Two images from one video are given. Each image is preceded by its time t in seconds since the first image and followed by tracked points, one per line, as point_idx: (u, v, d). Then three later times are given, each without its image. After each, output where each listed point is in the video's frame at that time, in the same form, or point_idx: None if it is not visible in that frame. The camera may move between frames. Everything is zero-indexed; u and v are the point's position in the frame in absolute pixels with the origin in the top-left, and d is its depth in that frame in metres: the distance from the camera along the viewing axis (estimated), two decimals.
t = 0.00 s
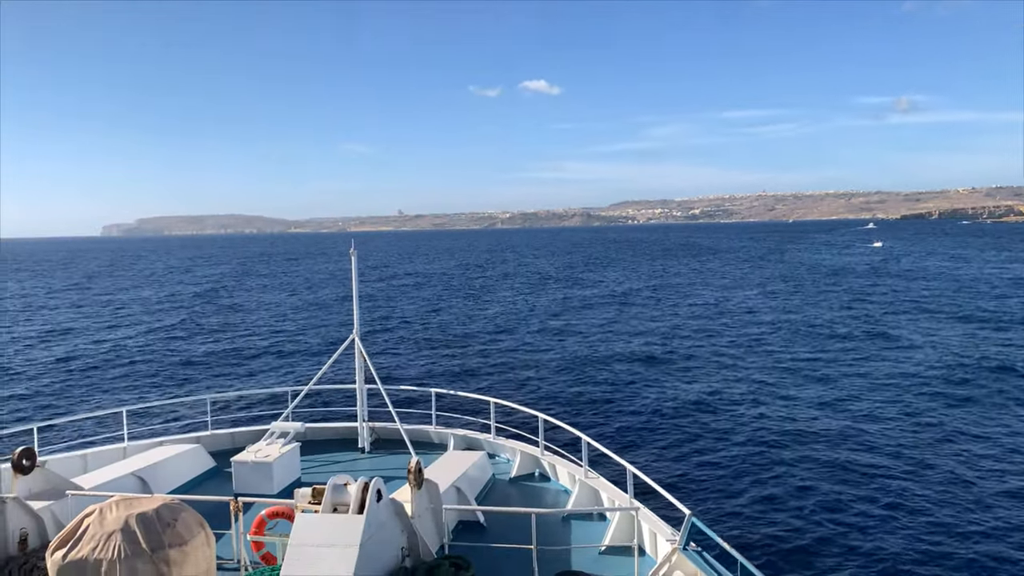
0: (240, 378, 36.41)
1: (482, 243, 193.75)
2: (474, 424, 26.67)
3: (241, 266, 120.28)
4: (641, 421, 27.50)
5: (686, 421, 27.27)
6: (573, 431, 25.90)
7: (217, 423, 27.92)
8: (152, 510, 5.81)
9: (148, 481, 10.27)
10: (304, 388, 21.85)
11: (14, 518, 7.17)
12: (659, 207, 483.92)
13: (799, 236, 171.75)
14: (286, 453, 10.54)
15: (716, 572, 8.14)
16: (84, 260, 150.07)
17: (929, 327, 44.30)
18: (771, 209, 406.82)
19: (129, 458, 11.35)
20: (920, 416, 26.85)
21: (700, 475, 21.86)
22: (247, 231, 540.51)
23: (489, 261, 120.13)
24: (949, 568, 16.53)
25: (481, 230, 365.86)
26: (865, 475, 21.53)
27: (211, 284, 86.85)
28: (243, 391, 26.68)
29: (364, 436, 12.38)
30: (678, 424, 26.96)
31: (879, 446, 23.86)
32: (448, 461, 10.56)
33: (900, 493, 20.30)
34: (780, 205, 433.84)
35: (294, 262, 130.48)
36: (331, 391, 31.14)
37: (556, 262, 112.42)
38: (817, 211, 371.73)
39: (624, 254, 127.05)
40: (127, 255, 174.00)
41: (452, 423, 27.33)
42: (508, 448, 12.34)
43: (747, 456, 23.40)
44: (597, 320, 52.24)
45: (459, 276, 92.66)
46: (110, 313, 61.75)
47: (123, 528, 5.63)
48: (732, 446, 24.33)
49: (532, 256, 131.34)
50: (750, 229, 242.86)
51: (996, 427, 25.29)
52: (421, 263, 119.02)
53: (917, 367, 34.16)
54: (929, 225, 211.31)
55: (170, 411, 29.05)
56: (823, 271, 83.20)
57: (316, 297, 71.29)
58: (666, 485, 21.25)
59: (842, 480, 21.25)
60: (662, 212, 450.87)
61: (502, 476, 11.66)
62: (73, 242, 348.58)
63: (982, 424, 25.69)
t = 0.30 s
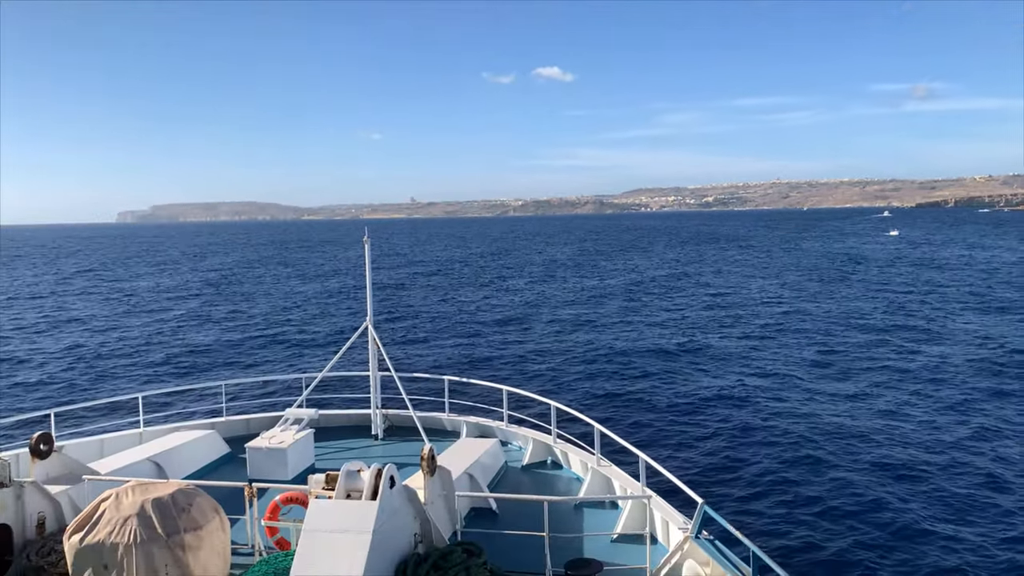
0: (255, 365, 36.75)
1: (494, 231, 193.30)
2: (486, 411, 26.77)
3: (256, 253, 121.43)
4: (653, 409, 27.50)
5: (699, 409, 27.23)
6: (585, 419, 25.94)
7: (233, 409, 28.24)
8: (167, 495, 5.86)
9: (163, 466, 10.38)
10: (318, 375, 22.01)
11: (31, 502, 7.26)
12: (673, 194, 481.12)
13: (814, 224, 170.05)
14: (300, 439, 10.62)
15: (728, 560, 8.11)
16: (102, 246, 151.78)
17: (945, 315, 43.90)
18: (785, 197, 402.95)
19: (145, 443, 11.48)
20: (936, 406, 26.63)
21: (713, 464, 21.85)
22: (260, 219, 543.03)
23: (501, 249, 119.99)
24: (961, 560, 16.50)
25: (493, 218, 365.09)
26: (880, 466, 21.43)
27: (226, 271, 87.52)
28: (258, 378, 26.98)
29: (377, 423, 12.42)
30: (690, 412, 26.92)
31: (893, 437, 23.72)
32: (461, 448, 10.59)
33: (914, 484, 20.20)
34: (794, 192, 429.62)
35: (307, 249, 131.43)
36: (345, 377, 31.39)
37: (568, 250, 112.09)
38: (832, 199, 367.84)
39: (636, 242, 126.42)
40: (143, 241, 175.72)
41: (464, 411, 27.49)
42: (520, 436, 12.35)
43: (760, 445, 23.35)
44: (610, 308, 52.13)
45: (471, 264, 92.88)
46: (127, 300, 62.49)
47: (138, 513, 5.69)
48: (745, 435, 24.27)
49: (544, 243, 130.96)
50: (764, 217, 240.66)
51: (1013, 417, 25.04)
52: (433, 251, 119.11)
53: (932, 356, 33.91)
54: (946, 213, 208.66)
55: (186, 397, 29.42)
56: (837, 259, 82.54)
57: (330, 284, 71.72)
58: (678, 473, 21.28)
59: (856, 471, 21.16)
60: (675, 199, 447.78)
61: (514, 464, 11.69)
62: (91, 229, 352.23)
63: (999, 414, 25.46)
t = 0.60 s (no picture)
0: (264, 355, 36.90)
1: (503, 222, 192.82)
2: (495, 403, 26.82)
3: (266, 243, 122.03)
4: (662, 402, 27.48)
5: (708, 402, 27.20)
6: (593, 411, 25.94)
7: (243, 399, 28.41)
8: (177, 484, 5.90)
9: (174, 455, 10.46)
10: (328, 364, 22.11)
11: (43, 489, 7.33)
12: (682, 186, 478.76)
13: (825, 216, 168.71)
14: (310, 429, 10.67)
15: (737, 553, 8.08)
16: (114, 235, 152.91)
17: (957, 309, 43.56)
18: (795, 189, 399.99)
19: (156, 432, 11.56)
20: (947, 401, 26.50)
21: (721, 457, 21.85)
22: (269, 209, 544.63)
23: (510, 240, 119.65)
24: (971, 559, 16.43)
25: (503, 209, 365.04)
26: (889, 461, 21.38)
27: (235, 262, 87.76)
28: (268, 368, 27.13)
29: (387, 413, 12.44)
30: (699, 406, 26.88)
31: (904, 432, 23.62)
32: (470, 439, 10.61)
33: (924, 481, 20.10)
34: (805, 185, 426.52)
35: (317, 239, 131.86)
36: (354, 367, 31.52)
37: (577, 242, 111.67)
38: (843, 191, 364.81)
39: (646, 234, 125.71)
40: (154, 231, 176.78)
41: (473, 402, 27.56)
42: (529, 427, 12.36)
43: (769, 440, 23.28)
44: (618, 300, 51.97)
45: (480, 255, 92.86)
46: (139, 289, 63.01)
47: (149, 501, 5.72)
48: (754, 429, 24.24)
49: (552, 234, 130.50)
50: (774, 209, 239.03)
51: None
52: (441, 242, 118.95)
53: (944, 351, 33.69)
54: (959, 207, 206.74)
55: (197, 387, 29.67)
56: (849, 252, 81.99)
57: (339, 275, 71.95)
58: (687, 466, 21.30)
59: (865, 465, 21.11)
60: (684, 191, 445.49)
61: (523, 455, 11.71)
62: (103, 219, 354.81)
63: (1011, 410, 25.25)
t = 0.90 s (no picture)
0: (269, 348, 36.99)
1: (507, 217, 192.64)
2: (499, 397, 26.81)
3: (270, 238, 122.11)
4: (666, 397, 27.48)
5: (713, 397, 27.15)
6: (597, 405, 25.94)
7: (248, 392, 28.52)
8: (182, 476, 5.92)
9: (178, 448, 10.48)
10: (332, 358, 22.12)
11: (50, 481, 7.37)
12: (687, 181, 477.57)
13: (831, 212, 167.95)
14: (314, 423, 10.69)
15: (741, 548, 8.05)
16: (118, 230, 153.28)
17: (963, 305, 43.37)
18: (801, 186, 398.45)
19: (161, 425, 11.61)
20: (953, 397, 26.40)
21: (726, 451, 21.84)
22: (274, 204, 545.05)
23: (514, 235, 119.48)
24: (977, 552, 16.39)
25: (507, 204, 364.36)
26: (895, 456, 21.34)
27: (241, 256, 87.94)
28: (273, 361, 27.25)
29: (391, 407, 12.44)
30: (704, 400, 26.87)
31: (909, 427, 23.57)
32: (474, 433, 10.61)
33: (929, 476, 20.05)
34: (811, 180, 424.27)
35: (320, 234, 131.96)
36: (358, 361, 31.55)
37: (582, 237, 111.39)
38: (849, 187, 363.05)
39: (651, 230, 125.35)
40: (160, 225, 177.19)
41: (478, 396, 27.59)
42: (534, 422, 12.36)
43: (774, 435, 23.21)
44: (623, 296, 51.90)
45: (485, 250, 92.75)
46: (143, 283, 63.17)
47: (154, 494, 5.74)
48: (759, 424, 24.20)
49: (556, 230, 130.26)
50: (778, 205, 238.13)
51: None
52: (445, 237, 118.81)
53: (949, 347, 33.56)
54: (965, 203, 205.66)
55: (202, 381, 29.75)
56: (853, 248, 81.69)
57: (343, 270, 71.99)
58: (691, 460, 21.32)
59: (871, 461, 21.06)
60: (689, 187, 444.44)
61: (527, 450, 11.72)
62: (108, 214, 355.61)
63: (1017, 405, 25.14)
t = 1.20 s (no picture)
0: (269, 345, 36.96)
1: (506, 216, 192.37)
2: (499, 394, 26.79)
3: (270, 234, 122.07)
4: (665, 394, 27.51)
5: (713, 394, 27.17)
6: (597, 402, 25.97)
7: (248, 388, 28.50)
8: (182, 473, 5.92)
9: (178, 444, 10.50)
10: (332, 355, 22.07)
11: (49, 477, 7.38)
12: (686, 179, 477.04)
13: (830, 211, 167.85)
14: (314, 419, 10.69)
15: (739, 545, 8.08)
16: (116, 228, 153.07)
17: (962, 303, 43.44)
18: (800, 184, 398.36)
19: (161, 421, 11.62)
20: (953, 395, 26.44)
21: (726, 448, 21.88)
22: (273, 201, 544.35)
23: (513, 233, 119.30)
24: (977, 547, 16.40)
25: (507, 202, 363.78)
26: (894, 453, 21.37)
27: (239, 253, 87.75)
28: (273, 358, 27.22)
29: (391, 404, 12.44)
30: (704, 398, 26.88)
31: (909, 424, 23.60)
32: (474, 430, 10.62)
33: (929, 472, 20.09)
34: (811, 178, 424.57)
35: (320, 231, 131.92)
36: (358, 357, 31.54)
37: (582, 235, 111.24)
38: (848, 185, 362.97)
39: (651, 228, 125.21)
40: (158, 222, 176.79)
41: (477, 393, 27.60)
42: (533, 419, 12.37)
43: (774, 431, 23.23)
44: (623, 294, 51.85)
45: (485, 248, 92.68)
46: (142, 280, 63.04)
47: (154, 490, 5.75)
48: (759, 421, 24.21)
49: (556, 228, 130.12)
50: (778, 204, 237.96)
51: None
52: (445, 235, 118.66)
53: (948, 345, 33.60)
54: (964, 202, 205.95)
55: (202, 377, 29.73)
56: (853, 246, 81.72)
57: (343, 267, 71.96)
58: (691, 456, 21.35)
59: (871, 458, 21.10)
60: (689, 185, 444.14)
61: (527, 447, 11.73)
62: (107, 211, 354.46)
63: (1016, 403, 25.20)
